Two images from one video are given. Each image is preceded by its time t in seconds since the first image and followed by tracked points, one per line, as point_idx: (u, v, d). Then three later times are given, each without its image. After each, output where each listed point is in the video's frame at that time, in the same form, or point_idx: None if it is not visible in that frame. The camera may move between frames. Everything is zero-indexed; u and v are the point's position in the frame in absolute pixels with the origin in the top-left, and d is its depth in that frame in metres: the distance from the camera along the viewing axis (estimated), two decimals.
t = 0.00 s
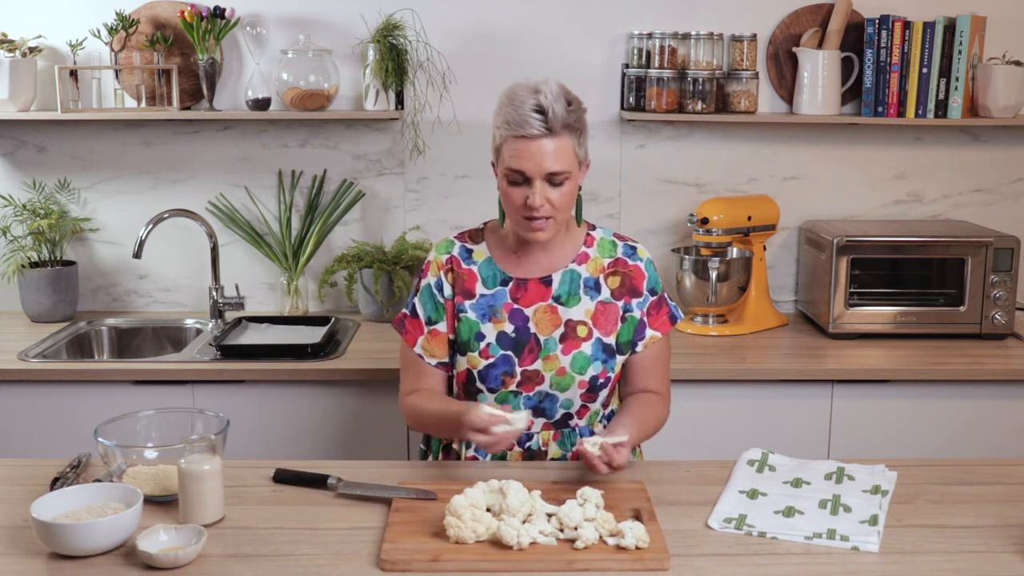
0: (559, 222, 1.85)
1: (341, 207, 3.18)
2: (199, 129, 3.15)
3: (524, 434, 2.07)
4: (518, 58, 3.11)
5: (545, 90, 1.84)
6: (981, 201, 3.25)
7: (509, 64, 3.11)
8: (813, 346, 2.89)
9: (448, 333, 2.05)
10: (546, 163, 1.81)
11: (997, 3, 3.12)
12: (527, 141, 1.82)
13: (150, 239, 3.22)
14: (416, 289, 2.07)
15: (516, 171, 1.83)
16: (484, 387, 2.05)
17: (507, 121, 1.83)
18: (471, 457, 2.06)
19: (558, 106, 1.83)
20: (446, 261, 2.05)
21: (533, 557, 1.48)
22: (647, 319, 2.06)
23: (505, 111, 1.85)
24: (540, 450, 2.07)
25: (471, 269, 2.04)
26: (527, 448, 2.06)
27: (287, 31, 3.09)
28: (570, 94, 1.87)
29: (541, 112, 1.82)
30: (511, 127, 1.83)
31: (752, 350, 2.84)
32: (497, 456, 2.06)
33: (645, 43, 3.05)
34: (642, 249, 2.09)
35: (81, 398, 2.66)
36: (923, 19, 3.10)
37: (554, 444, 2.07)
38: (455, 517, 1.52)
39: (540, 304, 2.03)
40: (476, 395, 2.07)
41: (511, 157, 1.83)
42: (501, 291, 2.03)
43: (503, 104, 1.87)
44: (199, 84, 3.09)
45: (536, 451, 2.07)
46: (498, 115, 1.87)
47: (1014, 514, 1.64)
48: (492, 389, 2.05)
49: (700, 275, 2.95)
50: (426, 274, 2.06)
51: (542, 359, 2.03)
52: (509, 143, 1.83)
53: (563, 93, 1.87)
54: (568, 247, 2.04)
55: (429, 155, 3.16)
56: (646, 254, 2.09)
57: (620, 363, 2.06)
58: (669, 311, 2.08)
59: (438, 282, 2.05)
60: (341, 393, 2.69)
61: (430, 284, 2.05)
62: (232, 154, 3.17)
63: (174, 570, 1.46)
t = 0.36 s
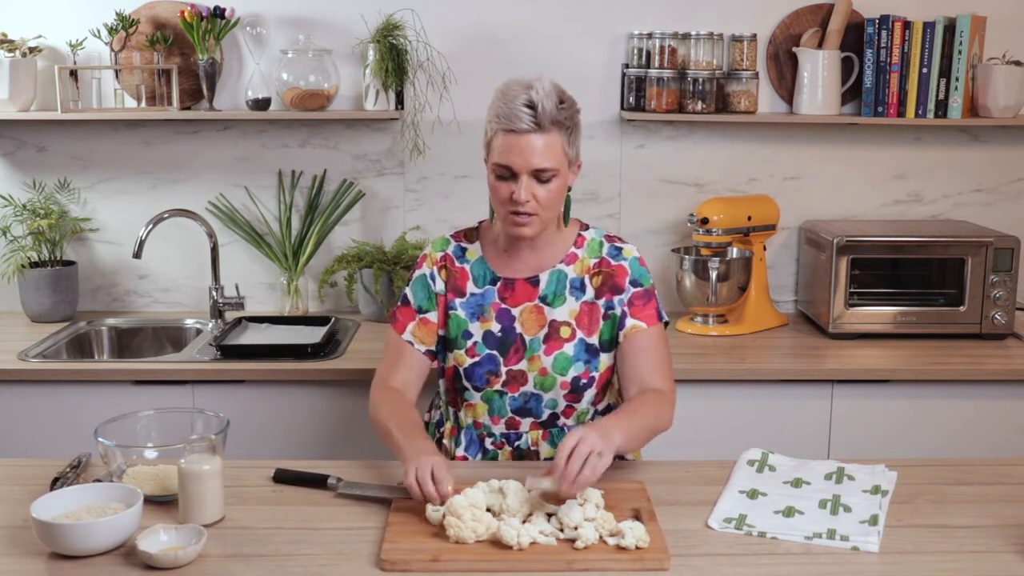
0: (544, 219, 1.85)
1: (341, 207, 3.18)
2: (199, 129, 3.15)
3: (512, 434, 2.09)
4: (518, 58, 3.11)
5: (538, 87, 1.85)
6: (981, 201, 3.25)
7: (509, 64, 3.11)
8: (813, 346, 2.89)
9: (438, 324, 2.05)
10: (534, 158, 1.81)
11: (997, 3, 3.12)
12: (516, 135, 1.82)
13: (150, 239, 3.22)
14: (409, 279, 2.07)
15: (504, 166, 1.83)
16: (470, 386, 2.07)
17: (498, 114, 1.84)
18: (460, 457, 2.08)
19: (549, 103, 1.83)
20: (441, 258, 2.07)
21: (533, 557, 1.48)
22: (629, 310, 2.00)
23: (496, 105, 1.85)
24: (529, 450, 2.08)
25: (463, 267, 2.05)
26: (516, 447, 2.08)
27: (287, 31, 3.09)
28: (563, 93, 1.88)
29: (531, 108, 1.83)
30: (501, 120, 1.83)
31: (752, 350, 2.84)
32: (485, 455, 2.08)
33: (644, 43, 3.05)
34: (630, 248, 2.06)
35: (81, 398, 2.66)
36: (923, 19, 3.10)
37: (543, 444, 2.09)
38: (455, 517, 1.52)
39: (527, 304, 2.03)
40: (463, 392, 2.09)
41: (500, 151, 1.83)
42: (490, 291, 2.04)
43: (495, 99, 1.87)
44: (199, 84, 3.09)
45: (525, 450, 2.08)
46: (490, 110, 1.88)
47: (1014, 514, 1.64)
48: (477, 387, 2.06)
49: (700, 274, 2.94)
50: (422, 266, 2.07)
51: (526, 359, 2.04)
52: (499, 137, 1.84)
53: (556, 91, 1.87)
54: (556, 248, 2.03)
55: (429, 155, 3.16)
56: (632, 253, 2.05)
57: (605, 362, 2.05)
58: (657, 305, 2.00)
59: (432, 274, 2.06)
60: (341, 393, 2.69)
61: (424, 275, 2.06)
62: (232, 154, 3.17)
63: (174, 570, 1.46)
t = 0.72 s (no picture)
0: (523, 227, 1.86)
1: (341, 207, 3.18)
2: (198, 129, 3.15)
3: (498, 436, 2.07)
4: (518, 58, 3.11)
5: (516, 95, 1.84)
6: (981, 201, 3.25)
7: (510, 64, 3.11)
8: (813, 346, 2.89)
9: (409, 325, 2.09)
10: (512, 169, 1.82)
11: (997, 3, 3.12)
12: (494, 146, 1.82)
13: (150, 239, 3.22)
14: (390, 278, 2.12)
15: (483, 176, 1.84)
16: (451, 387, 2.06)
17: (475, 125, 1.84)
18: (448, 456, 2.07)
19: (526, 112, 1.83)
20: (422, 258, 2.08)
21: (533, 558, 1.48)
22: (615, 318, 1.99)
23: (474, 114, 1.85)
24: (517, 452, 2.06)
25: (446, 268, 2.06)
26: (504, 450, 2.06)
27: (287, 31, 3.09)
28: (543, 99, 1.87)
29: (509, 118, 1.82)
30: (479, 130, 1.83)
31: (752, 350, 2.84)
32: (473, 455, 2.07)
33: (644, 43, 3.05)
34: (615, 255, 2.04)
35: (81, 398, 2.66)
36: (924, 19, 3.10)
37: (531, 447, 2.06)
38: (455, 517, 1.53)
39: (508, 307, 2.02)
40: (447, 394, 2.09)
41: (479, 161, 1.83)
42: (472, 293, 2.03)
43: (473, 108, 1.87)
44: (199, 84, 3.08)
45: (513, 453, 2.06)
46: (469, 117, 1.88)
47: (1015, 514, 1.64)
48: (459, 389, 2.05)
49: (700, 274, 2.94)
50: (401, 266, 2.10)
51: (506, 364, 2.02)
52: (477, 147, 1.84)
53: (536, 98, 1.86)
54: (540, 252, 2.02)
55: (428, 155, 3.16)
56: (618, 260, 2.03)
57: (590, 369, 2.03)
58: (643, 312, 1.99)
59: (410, 275, 2.09)
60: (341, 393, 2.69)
61: (402, 275, 2.10)
62: (232, 154, 3.17)
63: (174, 570, 1.46)
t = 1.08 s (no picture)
0: (493, 199, 1.85)
1: (341, 207, 3.18)
2: (198, 129, 3.15)
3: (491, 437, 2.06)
4: (519, 58, 3.11)
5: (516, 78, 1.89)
6: (981, 201, 3.25)
7: (510, 64, 3.11)
8: (813, 346, 2.89)
9: (394, 328, 2.10)
10: (492, 136, 1.85)
11: (997, 3, 3.12)
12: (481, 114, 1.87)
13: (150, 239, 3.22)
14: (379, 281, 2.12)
15: (466, 142, 1.87)
16: (442, 390, 2.05)
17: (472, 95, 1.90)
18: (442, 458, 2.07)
19: (521, 89, 1.87)
20: (408, 263, 2.07)
21: (532, 558, 1.48)
22: (607, 320, 1.99)
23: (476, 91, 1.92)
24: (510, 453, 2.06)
25: (433, 271, 2.04)
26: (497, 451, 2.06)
27: (287, 31, 3.09)
28: (544, 94, 1.91)
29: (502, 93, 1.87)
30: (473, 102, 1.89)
31: (752, 350, 2.84)
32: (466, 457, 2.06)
33: (644, 43, 3.05)
34: (602, 253, 2.03)
35: (81, 397, 2.66)
36: (924, 19, 3.10)
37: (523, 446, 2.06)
38: (455, 517, 1.53)
39: (495, 308, 2.01)
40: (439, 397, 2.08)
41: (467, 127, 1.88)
42: (459, 294, 2.02)
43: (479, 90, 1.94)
44: (199, 84, 3.08)
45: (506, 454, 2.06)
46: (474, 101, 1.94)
47: (1015, 514, 1.64)
48: (449, 391, 2.04)
49: (700, 274, 2.94)
50: (388, 271, 2.09)
51: (496, 364, 2.01)
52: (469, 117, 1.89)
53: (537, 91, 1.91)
54: (524, 251, 2.00)
55: (428, 155, 3.16)
56: (605, 258, 2.03)
57: (581, 369, 2.03)
58: (635, 311, 2.00)
59: (395, 281, 2.08)
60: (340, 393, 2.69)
61: (387, 281, 2.09)
62: (232, 154, 3.17)
63: (174, 570, 1.46)
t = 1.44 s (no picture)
0: (500, 202, 1.86)
1: (341, 207, 3.18)
2: (198, 129, 3.15)
3: (487, 433, 2.06)
4: (519, 58, 3.11)
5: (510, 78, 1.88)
6: (981, 201, 3.25)
7: (510, 64, 3.11)
8: (813, 346, 2.89)
9: (387, 325, 2.08)
10: (496, 141, 1.84)
11: (997, 3, 3.12)
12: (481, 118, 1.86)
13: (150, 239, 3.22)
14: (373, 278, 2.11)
15: (468, 147, 1.86)
16: (439, 384, 2.04)
17: (467, 98, 1.88)
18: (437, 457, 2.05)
19: (517, 90, 1.86)
20: (405, 260, 2.07)
21: (532, 558, 1.48)
22: (606, 309, 2.00)
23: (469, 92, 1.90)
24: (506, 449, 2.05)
25: (430, 268, 2.04)
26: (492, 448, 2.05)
27: (287, 31, 3.09)
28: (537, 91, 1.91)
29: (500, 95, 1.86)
30: (470, 105, 1.87)
31: (752, 350, 2.84)
32: (462, 454, 2.05)
33: (644, 43, 3.05)
34: (597, 246, 2.04)
35: (81, 397, 2.66)
36: (924, 19, 3.10)
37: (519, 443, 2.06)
38: (455, 517, 1.53)
39: (493, 302, 2.01)
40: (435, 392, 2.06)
41: (465, 131, 1.87)
42: (457, 290, 2.02)
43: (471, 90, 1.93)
44: (199, 84, 3.08)
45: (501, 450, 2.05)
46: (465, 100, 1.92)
47: (1016, 513, 1.64)
48: (446, 385, 2.03)
49: (700, 274, 2.94)
50: (384, 269, 2.09)
51: (494, 358, 2.01)
52: (466, 120, 1.88)
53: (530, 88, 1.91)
54: (523, 248, 2.01)
55: (428, 155, 3.16)
56: (600, 251, 2.04)
57: (578, 362, 2.03)
58: (632, 300, 2.00)
59: (391, 278, 2.08)
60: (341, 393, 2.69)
61: (383, 278, 2.08)
62: (231, 154, 3.17)
63: (174, 570, 1.46)
